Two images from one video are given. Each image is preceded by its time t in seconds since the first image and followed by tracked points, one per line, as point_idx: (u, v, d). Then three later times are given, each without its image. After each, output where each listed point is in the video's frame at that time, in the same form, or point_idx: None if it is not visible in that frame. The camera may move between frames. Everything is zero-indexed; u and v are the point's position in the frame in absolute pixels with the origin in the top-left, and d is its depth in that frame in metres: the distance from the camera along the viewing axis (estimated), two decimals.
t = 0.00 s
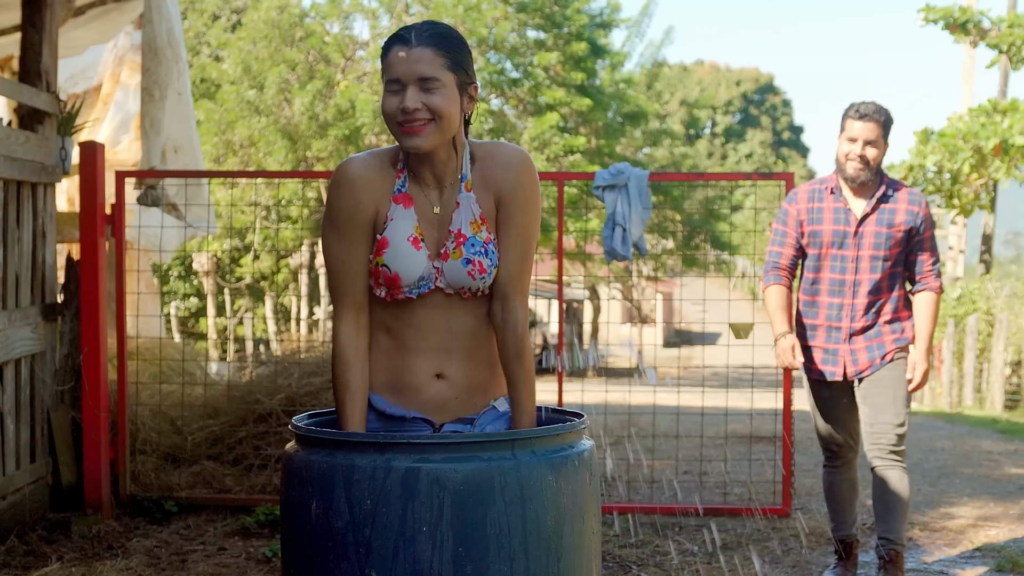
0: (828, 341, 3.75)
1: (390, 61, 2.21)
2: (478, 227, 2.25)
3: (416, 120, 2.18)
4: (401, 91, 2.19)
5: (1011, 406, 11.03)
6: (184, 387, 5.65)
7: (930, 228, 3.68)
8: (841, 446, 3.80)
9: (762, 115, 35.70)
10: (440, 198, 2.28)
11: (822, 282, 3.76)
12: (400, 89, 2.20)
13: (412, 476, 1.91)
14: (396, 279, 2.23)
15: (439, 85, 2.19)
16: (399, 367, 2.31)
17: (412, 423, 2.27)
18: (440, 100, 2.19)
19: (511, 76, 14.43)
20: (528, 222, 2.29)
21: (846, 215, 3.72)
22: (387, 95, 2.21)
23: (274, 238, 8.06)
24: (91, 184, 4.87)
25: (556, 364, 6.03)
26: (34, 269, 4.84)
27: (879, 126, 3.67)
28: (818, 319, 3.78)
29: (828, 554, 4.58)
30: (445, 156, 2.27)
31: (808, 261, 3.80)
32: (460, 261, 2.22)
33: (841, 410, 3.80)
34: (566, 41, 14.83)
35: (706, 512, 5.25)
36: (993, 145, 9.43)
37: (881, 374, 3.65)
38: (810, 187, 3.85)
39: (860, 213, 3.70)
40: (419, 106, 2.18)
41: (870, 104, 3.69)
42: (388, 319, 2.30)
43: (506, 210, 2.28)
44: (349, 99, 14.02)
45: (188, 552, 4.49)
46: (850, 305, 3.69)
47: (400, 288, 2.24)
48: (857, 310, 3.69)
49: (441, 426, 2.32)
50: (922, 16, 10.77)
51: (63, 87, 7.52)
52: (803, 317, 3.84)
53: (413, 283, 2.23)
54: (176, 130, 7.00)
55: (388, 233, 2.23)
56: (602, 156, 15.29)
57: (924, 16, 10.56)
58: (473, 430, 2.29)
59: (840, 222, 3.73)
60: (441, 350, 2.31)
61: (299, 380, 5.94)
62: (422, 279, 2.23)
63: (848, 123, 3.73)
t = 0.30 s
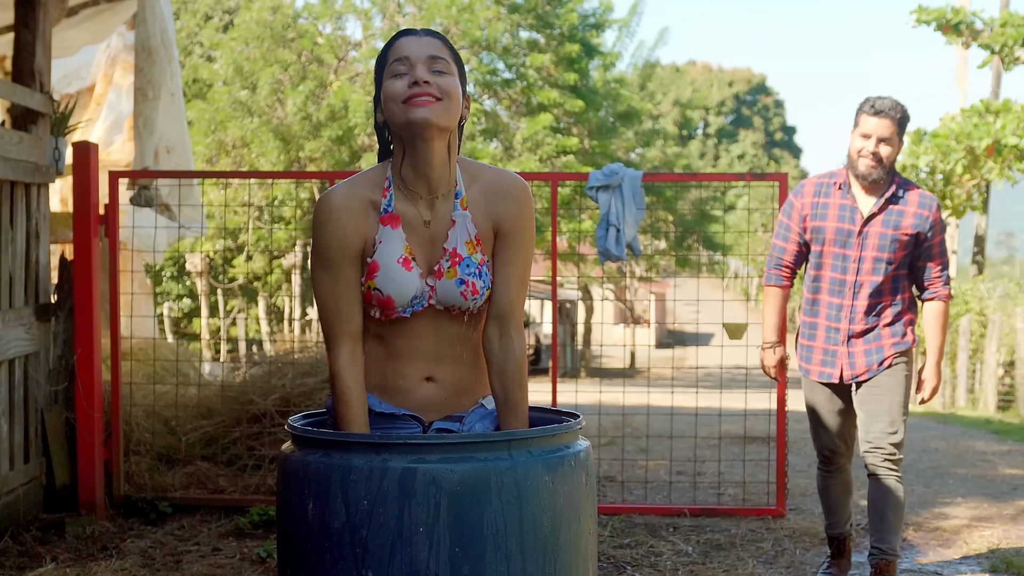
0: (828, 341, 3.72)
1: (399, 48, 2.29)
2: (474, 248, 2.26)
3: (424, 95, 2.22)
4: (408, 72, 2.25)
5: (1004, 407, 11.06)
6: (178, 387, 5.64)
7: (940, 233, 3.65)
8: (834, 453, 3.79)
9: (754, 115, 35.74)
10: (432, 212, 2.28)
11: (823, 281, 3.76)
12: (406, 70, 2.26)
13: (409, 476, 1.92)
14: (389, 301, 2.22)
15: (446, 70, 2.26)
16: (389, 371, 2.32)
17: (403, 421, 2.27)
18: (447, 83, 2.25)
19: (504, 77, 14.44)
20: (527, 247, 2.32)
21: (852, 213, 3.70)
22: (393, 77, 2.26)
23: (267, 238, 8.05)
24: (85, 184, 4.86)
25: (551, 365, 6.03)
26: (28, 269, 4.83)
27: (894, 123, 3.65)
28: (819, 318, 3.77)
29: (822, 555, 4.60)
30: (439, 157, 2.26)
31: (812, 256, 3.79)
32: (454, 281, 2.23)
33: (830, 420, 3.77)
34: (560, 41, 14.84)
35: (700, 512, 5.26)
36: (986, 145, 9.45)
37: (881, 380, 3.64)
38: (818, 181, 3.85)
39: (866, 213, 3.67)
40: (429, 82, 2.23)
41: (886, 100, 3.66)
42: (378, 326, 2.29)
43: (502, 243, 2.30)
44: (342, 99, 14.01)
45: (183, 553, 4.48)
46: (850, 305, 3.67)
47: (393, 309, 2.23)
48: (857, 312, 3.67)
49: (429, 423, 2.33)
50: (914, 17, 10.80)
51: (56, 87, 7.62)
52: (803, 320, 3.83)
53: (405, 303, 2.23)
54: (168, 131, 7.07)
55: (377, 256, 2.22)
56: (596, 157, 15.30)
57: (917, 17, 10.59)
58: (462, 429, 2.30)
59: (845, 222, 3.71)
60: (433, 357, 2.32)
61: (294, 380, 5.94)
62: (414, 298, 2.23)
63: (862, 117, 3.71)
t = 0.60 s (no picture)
0: (834, 335, 3.72)
1: (400, 47, 2.31)
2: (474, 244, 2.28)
3: (425, 92, 2.23)
4: (409, 70, 2.27)
5: (1005, 405, 11.06)
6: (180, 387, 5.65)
7: (958, 227, 3.61)
8: (820, 450, 3.71)
9: (754, 114, 35.72)
10: (431, 204, 2.31)
11: (833, 272, 3.76)
12: (407, 69, 2.28)
13: (415, 475, 1.92)
14: (382, 292, 2.22)
15: (446, 67, 2.29)
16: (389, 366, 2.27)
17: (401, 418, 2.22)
18: (447, 80, 2.26)
19: (504, 76, 14.45)
20: (530, 243, 2.40)
21: (866, 205, 3.69)
22: (394, 75, 2.28)
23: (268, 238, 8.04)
24: (87, 184, 4.86)
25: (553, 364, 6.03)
26: (30, 269, 4.83)
27: (914, 114, 3.61)
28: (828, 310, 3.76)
29: (824, 553, 4.60)
30: (439, 152, 2.28)
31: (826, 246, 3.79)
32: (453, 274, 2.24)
33: (827, 416, 3.74)
34: (560, 41, 14.84)
35: (702, 511, 5.26)
36: (987, 144, 9.45)
37: (887, 385, 3.65)
38: (836, 170, 3.84)
39: (881, 205, 3.66)
40: (430, 79, 2.24)
41: (906, 90, 3.61)
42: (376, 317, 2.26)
43: (505, 241, 2.37)
44: (343, 99, 14.01)
45: (187, 552, 4.49)
46: (860, 299, 3.66)
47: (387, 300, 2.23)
48: (866, 307, 3.66)
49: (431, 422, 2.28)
50: (914, 16, 10.80)
51: (57, 88, 7.63)
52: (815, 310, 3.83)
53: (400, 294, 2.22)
54: (169, 131, 7.05)
55: (373, 247, 2.23)
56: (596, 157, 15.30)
57: (917, 16, 10.59)
58: (463, 426, 2.27)
59: (859, 212, 3.70)
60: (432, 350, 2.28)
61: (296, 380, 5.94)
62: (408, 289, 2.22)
63: (881, 108, 3.68)
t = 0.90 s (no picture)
0: (835, 334, 3.71)
1: (407, 39, 2.33)
2: (488, 220, 2.28)
3: (432, 79, 2.26)
4: (417, 60, 2.29)
5: (1008, 406, 11.05)
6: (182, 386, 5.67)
7: (964, 226, 3.55)
8: (818, 448, 3.72)
9: (757, 114, 35.71)
10: (441, 187, 2.32)
11: (835, 270, 3.75)
12: (415, 58, 2.29)
13: (418, 474, 1.92)
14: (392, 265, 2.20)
15: (452, 56, 2.30)
16: (401, 358, 2.25)
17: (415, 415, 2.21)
18: (454, 68, 2.29)
19: (507, 76, 14.46)
20: (542, 222, 2.44)
21: (871, 202, 3.68)
22: (402, 65, 2.30)
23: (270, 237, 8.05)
24: (91, 183, 4.86)
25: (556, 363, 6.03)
26: (34, 268, 4.84)
27: (922, 112, 3.59)
28: (829, 309, 3.76)
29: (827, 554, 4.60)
30: (447, 138, 2.32)
31: (830, 245, 3.78)
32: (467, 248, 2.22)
33: (828, 412, 3.72)
34: (563, 40, 14.84)
35: (705, 511, 5.26)
36: (989, 144, 9.44)
37: (888, 390, 3.65)
38: (843, 168, 3.84)
39: (886, 203, 3.65)
40: (437, 67, 2.26)
41: (915, 87, 3.59)
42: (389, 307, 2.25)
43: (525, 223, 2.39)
44: (346, 98, 14.02)
45: (189, 551, 4.49)
46: (862, 298, 3.66)
47: (398, 275, 2.20)
48: (869, 308, 3.65)
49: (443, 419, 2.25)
50: (917, 16, 10.78)
51: (60, 86, 7.67)
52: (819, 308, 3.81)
53: (410, 267, 2.20)
54: (174, 131, 7.12)
55: (381, 223, 2.22)
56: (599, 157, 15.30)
57: (920, 16, 10.57)
58: (476, 423, 2.24)
59: (863, 209, 3.70)
60: (444, 342, 2.26)
61: (297, 380, 5.95)
62: (419, 263, 2.21)
63: (889, 106, 3.67)
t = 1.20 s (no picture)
0: (817, 347, 3.73)
1: (406, 50, 2.32)
2: (482, 227, 2.28)
3: (428, 93, 2.27)
4: (414, 72, 2.29)
5: (995, 414, 11.10)
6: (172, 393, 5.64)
7: (944, 239, 3.56)
8: (804, 456, 3.71)
9: (747, 122, 35.84)
10: (435, 196, 2.33)
11: (816, 284, 3.75)
12: (412, 71, 2.30)
13: (407, 481, 1.92)
14: (388, 272, 2.19)
15: (449, 69, 2.30)
16: (392, 368, 2.28)
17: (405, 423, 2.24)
18: (450, 82, 2.29)
19: (498, 83, 14.48)
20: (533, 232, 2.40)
21: (852, 214, 3.68)
22: (399, 77, 2.31)
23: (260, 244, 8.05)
24: (81, 189, 4.85)
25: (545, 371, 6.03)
26: (23, 275, 4.82)
27: (901, 121, 3.59)
28: (814, 322, 3.76)
29: (815, 562, 4.61)
30: (441, 151, 2.34)
31: (810, 255, 3.79)
32: (462, 255, 2.23)
33: (816, 416, 3.71)
34: (554, 48, 14.88)
35: (693, 519, 5.27)
36: (978, 152, 9.51)
37: (874, 403, 3.68)
38: (825, 179, 3.83)
39: (867, 215, 3.65)
40: (433, 80, 2.27)
41: (893, 97, 3.59)
42: (382, 317, 2.26)
43: (515, 233, 2.37)
44: (337, 105, 14.01)
45: (177, 559, 4.48)
46: (844, 312, 3.67)
47: (393, 282, 2.21)
48: (851, 320, 3.66)
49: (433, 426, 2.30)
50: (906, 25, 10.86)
51: (50, 93, 7.61)
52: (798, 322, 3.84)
53: (404, 275, 2.20)
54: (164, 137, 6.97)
55: (376, 229, 2.21)
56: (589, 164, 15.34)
57: (909, 26, 10.65)
58: (464, 432, 2.27)
59: (844, 222, 3.69)
60: (436, 353, 2.28)
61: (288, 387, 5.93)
62: (414, 271, 2.21)
63: (867, 115, 3.66)
